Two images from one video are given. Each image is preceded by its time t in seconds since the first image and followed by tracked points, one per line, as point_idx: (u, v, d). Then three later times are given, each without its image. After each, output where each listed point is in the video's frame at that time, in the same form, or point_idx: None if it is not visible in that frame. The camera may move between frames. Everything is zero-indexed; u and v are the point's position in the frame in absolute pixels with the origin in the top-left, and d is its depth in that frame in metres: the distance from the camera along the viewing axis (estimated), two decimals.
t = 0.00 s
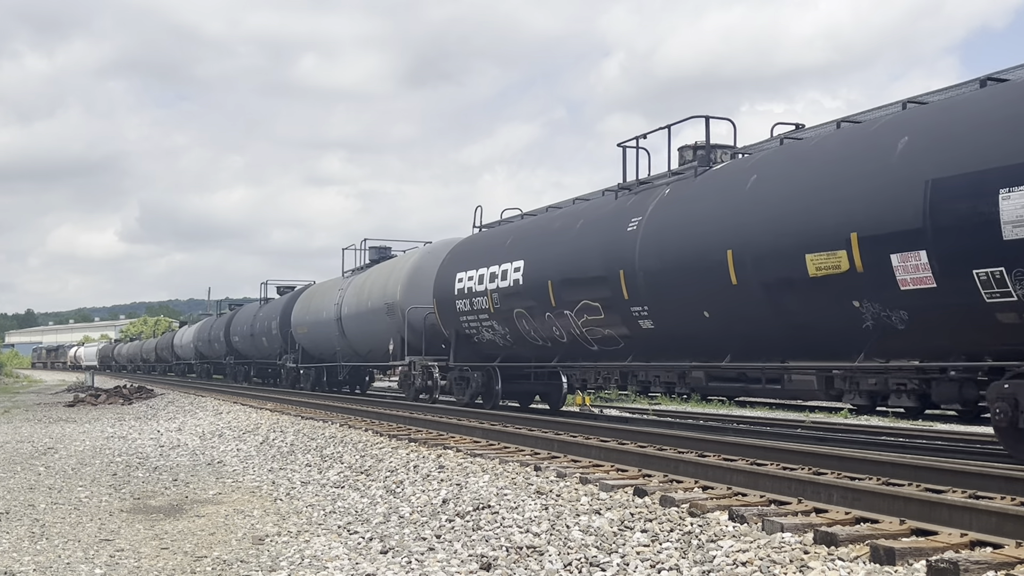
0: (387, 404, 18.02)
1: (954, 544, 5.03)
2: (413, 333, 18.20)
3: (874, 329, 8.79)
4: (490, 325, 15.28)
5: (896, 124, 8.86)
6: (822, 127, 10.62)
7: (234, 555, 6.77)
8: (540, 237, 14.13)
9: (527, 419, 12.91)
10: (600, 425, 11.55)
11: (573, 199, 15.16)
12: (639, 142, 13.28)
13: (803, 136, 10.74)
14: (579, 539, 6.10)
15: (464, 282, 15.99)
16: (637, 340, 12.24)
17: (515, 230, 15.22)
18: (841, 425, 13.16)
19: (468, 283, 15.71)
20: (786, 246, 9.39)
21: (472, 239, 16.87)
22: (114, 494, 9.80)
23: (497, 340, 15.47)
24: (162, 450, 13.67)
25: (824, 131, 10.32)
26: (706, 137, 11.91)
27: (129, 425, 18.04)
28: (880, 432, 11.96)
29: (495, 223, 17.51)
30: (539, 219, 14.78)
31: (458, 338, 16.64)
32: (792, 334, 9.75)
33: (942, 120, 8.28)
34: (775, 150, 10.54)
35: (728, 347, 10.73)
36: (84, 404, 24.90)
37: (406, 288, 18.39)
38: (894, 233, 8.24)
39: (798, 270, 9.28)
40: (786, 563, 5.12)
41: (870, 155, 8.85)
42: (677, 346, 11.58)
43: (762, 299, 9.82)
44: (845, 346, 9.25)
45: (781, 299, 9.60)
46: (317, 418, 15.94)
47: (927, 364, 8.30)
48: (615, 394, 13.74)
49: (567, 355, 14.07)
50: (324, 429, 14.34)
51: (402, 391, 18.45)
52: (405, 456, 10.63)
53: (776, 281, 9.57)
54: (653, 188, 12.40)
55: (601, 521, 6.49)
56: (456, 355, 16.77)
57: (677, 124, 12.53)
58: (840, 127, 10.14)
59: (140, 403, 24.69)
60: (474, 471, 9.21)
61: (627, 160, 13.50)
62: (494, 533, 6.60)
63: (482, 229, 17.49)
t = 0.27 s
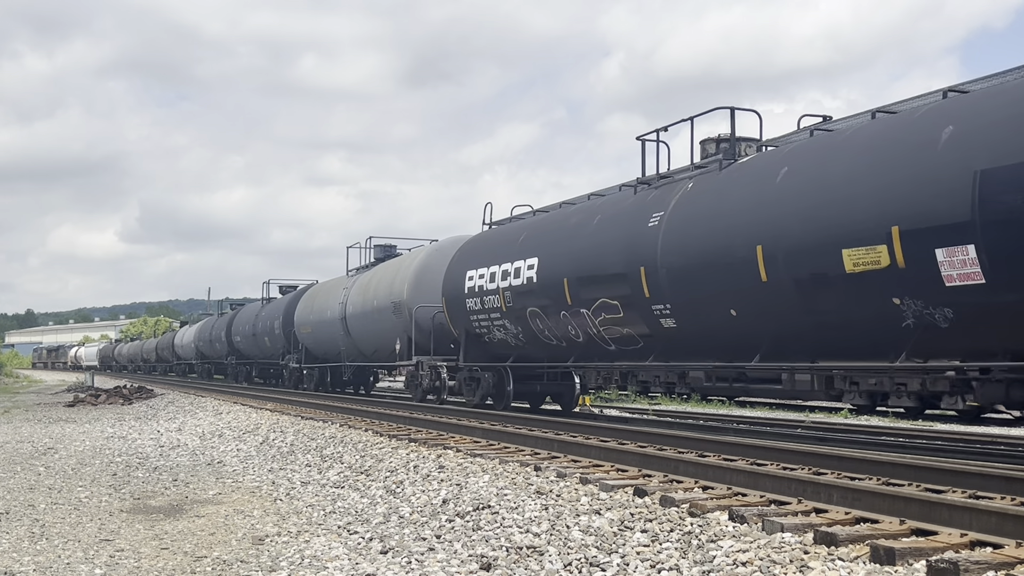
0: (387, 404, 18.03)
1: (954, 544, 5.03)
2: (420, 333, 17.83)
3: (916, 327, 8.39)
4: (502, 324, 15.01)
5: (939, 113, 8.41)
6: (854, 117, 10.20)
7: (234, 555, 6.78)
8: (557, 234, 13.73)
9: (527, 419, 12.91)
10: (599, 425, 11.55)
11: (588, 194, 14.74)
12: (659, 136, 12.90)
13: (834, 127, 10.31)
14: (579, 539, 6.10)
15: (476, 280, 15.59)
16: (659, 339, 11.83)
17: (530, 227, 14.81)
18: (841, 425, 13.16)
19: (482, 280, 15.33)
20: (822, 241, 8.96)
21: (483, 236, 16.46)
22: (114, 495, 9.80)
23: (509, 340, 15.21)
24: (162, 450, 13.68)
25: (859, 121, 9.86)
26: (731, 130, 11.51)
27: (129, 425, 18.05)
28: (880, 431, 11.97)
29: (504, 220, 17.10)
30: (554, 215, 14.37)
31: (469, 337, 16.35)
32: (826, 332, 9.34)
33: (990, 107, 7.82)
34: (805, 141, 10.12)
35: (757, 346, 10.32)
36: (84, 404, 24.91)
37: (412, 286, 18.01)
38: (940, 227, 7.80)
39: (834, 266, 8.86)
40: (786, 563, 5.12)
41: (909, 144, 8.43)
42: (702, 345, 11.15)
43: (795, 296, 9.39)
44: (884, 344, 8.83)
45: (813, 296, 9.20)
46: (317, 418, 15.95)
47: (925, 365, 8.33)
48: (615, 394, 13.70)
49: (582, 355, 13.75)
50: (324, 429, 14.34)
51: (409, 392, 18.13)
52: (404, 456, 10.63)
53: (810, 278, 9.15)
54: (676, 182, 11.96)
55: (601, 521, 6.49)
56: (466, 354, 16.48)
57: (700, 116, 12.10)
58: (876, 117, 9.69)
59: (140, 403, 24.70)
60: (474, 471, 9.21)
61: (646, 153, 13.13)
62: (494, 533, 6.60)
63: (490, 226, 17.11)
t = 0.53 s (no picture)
0: (387, 404, 18.06)
1: (954, 544, 5.03)
2: (428, 333, 17.49)
3: (962, 326, 7.94)
4: (516, 324, 14.57)
5: (986, 99, 7.91)
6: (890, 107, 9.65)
7: (234, 555, 6.78)
8: (572, 231, 13.23)
9: (527, 419, 12.92)
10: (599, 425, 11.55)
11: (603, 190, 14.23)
12: (682, 128, 12.12)
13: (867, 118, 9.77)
14: (579, 539, 6.10)
15: (487, 278, 15.11)
16: (680, 339, 11.34)
17: (543, 225, 14.31)
18: (841, 425, 13.18)
19: (494, 278, 14.85)
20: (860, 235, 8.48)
21: (492, 234, 15.96)
22: (114, 494, 9.81)
23: (522, 340, 14.77)
24: (162, 450, 13.69)
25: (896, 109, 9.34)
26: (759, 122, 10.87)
27: (129, 425, 18.06)
28: (880, 431, 11.98)
29: (515, 217, 16.64)
30: (569, 212, 13.87)
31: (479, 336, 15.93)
32: (862, 332, 8.88)
33: None
34: (841, 132, 9.58)
35: (790, 346, 9.80)
36: (83, 404, 24.92)
37: (421, 285, 17.67)
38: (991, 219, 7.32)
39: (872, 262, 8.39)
40: (786, 563, 5.12)
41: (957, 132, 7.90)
42: (727, 345, 10.67)
43: (829, 295, 8.91)
44: (927, 344, 8.38)
45: (852, 294, 8.72)
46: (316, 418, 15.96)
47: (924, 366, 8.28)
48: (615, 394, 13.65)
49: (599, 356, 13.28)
50: (324, 429, 14.35)
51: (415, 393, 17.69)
52: (404, 456, 10.64)
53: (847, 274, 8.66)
54: (699, 176, 11.46)
55: (601, 521, 6.50)
56: (477, 353, 16.07)
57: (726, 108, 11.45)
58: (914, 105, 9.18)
59: (140, 403, 24.71)
60: (474, 471, 9.21)
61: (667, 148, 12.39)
62: (493, 533, 6.60)
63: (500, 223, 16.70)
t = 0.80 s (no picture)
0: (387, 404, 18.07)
1: (954, 544, 5.03)
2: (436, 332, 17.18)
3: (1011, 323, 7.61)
4: (531, 323, 14.20)
5: None
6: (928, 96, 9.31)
7: (234, 555, 6.78)
8: (591, 227, 12.86)
9: (527, 419, 12.92)
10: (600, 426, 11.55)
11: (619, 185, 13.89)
12: (706, 119, 11.88)
13: (904, 107, 9.42)
14: (579, 539, 6.10)
15: (501, 276, 14.74)
16: (704, 338, 10.97)
17: (559, 221, 13.94)
18: (841, 425, 13.18)
19: (509, 276, 14.47)
20: (903, 228, 8.12)
21: (504, 230, 15.58)
22: (114, 495, 9.81)
23: (536, 339, 14.41)
24: (162, 450, 13.69)
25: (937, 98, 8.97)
26: (789, 112, 10.66)
27: (129, 425, 18.06)
28: (880, 431, 11.99)
29: (526, 213, 16.30)
30: (585, 207, 13.51)
31: (492, 334, 15.59)
32: (902, 330, 8.54)
33: None
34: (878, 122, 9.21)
35: (825, 345, 9.43)
36: (83, 404, 24.92)
37: (429, 282, 17.37)
38: None
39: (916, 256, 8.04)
40: (786, 563, 5.12)
41: (1008, 117, 7.53)
42: (755, 344, 10.30)
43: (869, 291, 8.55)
44: (971, 343, 8.07)
45: (892, 289, 8.36)
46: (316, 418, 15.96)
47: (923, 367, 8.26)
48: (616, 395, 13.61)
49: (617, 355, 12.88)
50: (324, 429, 14.35)
51: (424, 393, 17.44)
52: (404, 456, 10.64)
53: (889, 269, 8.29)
54: (725, 169, 11.08)
55: (601, 521, 6.50)
56: (489, 352, 15.75)
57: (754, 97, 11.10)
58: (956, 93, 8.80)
59: (140, 403, 24.71)
60: (474, 471, 9.21)
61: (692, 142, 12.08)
62: (494, 533, 6.60)
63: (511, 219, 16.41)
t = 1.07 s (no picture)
0: (387, 404, 18.07)
1: (954, 544, 5.03)
2: (445, 331, 16.86)
3: None
4: (545, 322, 13.78)
5: None
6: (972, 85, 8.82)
7: (234, 555, 6.78)
8: (610, 223, 12.42)
9: (527, 419, 12.92)
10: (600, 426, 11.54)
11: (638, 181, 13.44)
12: (732, 111, 11.42)
13: (946, 96, 8.97)
14: (579, 539, 6.10)
15: (515, 274, 14.31)
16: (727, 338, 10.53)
17: (575, 217, 13.49)
18: (840, 425, 13.18)
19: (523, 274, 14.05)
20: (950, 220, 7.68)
21: (518, 227, 15.14)
22: (114, 494, 9.81)
23: (551, 338, 13.98)
24: (162, 450, 13.69)
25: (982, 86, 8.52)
26: (821, 103, 10.14)
27: (130, 425, 18.06)
28: (880, 431, 11.99)
29: (538, 210, 15.86)
30: (603, 203, 13.07)
31: (505, 333, 15.16)
32: (945, 330, 8.08)
33: None
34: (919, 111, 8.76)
35: (863, 346, 8.95)
36: (83, 404, 24.93)
37: (438, 280, 17.03)
38: None
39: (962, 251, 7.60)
40: (786, 563, 5.12)
41: None
42: (783, 345, 9.84)
43: (911, 288, 8.10)
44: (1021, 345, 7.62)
45: (937, 287, 7.92)
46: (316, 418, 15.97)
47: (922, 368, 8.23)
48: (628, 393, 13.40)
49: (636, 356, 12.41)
50: (324, 429, 14.36)
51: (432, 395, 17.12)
52: (404, 456, 10.64)
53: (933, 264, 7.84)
54: (752, 162, 10.64)
55: (601, 521, 6.50)
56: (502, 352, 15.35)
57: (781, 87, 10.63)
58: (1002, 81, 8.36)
59: (140, 403, 24.71)
60: (474, 471, 9.22)
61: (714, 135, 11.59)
62: (494, 533, 6.61)
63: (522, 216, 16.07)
